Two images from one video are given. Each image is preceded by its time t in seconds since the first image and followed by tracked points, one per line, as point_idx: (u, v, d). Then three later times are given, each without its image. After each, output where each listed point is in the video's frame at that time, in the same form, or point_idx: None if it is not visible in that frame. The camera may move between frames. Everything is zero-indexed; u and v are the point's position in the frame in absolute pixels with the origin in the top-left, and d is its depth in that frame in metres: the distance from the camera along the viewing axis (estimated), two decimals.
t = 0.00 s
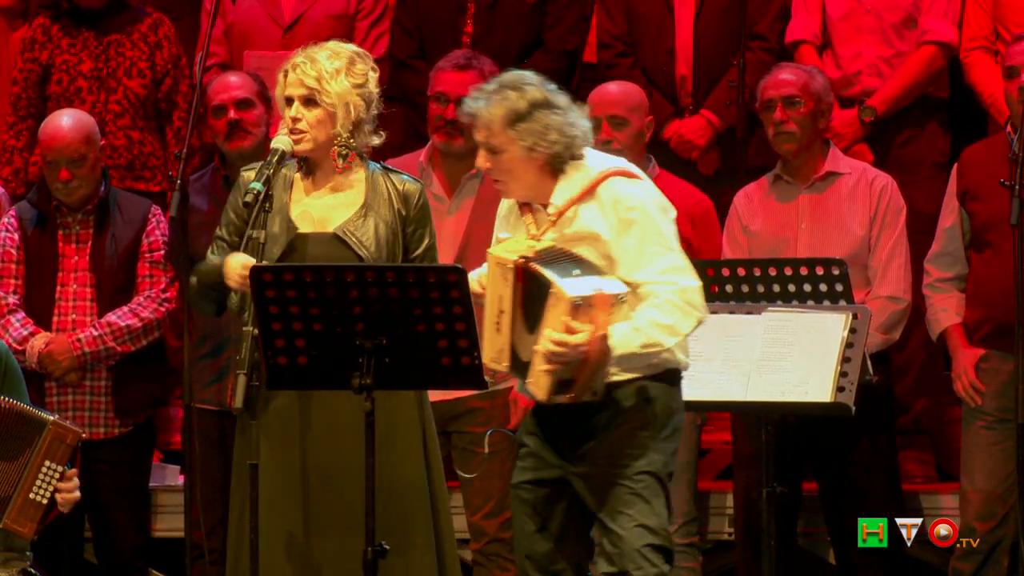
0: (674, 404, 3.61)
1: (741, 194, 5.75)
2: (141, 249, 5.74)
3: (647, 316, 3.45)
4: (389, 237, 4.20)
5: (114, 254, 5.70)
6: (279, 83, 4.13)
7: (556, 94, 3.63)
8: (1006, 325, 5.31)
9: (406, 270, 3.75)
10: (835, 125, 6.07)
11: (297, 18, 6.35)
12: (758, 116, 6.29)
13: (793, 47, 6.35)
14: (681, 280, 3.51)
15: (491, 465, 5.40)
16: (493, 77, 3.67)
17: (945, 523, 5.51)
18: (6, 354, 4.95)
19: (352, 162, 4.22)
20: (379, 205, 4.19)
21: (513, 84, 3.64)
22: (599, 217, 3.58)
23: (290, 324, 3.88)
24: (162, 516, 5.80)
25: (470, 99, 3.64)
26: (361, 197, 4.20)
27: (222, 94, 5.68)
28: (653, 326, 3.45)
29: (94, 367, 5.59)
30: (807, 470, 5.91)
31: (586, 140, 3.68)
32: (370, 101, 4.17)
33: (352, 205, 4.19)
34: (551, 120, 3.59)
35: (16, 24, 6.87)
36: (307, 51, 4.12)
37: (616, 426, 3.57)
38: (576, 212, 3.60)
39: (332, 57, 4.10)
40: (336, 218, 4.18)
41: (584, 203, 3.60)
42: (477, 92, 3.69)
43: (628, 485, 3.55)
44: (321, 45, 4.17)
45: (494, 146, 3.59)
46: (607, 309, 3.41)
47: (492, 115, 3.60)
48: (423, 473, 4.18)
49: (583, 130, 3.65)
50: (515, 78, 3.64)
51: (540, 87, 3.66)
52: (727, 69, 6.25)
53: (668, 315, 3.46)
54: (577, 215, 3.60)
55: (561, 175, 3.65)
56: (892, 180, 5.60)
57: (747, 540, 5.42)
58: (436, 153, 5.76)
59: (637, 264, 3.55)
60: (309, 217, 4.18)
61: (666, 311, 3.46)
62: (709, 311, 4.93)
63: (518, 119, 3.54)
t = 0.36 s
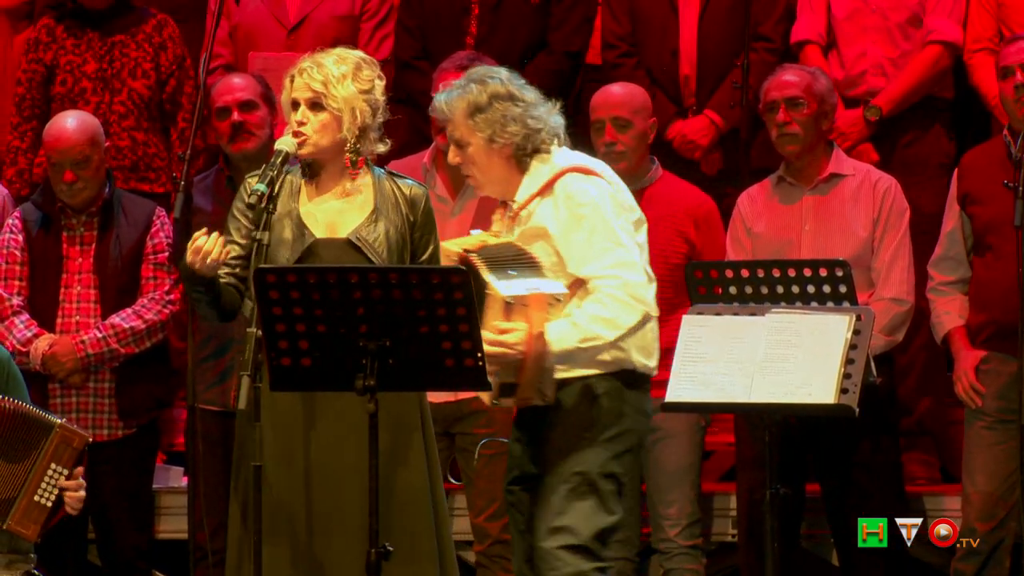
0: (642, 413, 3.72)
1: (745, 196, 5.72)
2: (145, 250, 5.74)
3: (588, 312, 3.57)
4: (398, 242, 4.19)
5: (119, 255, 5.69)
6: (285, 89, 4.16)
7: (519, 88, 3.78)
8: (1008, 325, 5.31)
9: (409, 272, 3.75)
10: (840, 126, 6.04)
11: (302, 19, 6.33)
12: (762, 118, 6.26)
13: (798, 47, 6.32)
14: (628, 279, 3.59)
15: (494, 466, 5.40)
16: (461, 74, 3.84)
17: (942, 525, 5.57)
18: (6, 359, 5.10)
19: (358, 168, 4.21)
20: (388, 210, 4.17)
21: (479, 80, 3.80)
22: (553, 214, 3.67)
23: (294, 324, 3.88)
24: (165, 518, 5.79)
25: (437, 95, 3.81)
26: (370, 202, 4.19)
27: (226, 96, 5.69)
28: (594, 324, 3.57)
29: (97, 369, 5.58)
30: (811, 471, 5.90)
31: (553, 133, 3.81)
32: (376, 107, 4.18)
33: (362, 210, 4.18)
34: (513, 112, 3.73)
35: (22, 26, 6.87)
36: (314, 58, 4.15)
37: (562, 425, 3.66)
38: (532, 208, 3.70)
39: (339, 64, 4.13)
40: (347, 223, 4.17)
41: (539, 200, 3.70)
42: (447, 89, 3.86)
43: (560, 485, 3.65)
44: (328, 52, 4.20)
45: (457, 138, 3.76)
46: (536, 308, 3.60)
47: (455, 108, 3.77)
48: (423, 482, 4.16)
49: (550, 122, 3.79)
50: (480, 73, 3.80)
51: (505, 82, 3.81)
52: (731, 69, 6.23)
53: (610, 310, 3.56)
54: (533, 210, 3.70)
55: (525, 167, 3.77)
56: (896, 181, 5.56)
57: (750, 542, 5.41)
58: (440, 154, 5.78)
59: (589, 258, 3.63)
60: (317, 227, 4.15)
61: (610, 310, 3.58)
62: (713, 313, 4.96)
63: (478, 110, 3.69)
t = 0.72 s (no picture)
0: (594, 408, 3.93)
1: (750, 197, 5.70)
2: (151, 252, 5.74)
3: (537, 294, 3.74)
4: (410, 246, 4.03)
5: (125, 257, 5.70)
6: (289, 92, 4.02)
7: (514, 73, 3.98)
8: (1009, 327, 5.31)
9: (414, 273, 3.67)
10: (846, 126, 6.01)
11: (308, 21, 6.35)
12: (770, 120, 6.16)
13: (805, 48, 6.31)
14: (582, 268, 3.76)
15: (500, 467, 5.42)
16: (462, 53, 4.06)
17: (942, 524, 5.57)
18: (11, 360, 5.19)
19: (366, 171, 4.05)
20: (398, 215, 4.01)
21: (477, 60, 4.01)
22: (520, 200, 3.86)
23: (300, 326, 3.81)
24: (172, 518, 5.80)
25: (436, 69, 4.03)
26: (380, 207, 4.03)
27: (234, 96, 5.68)
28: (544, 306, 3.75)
29: (103, 370, 5.59)
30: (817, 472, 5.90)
31: (540, 122, 4.00)
32: (382, 109, 4.04)
33: (371, 214, 4.02)
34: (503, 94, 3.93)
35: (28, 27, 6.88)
36: (318, 60, 4.02)
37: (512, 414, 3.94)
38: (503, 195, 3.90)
39: (343, 65, 3.99)
40: (358, 229, 4.02)
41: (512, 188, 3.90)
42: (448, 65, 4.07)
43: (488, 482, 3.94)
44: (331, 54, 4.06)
45: (447, 111, 3.96)
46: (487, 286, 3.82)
47: (450, 83, 3.97)
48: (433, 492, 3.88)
49: (537, 111, 3.99)
50: (479, 54, 4.01)
51: (502, 65, 4.01)
52: (738, 70, 6.20)
53: (557, 293, 3.73)
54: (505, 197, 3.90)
55: (507, 147, 3.97)
56: (901, 183, 5.54)
57: (755, 543, 5.42)
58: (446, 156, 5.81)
59: (549, 245, 3.81)
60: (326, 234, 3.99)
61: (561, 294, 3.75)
62: (720, 315, 4.99)
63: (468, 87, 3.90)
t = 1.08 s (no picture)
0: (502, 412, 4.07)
1: (758, 197, 5.70)
2: (158, 251, 5.75)
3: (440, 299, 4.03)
4: (419, 246, 3.94)
5: (132, 257, 5.69)
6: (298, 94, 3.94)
7: (473, 69, 4.15)
8: (1017, 327, 5.31)
9: (423, 272, 3.71)
10: (852, 126, 6.03)
11: (316, 20, 6.32)
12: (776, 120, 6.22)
13: (811, 49, 6.30)
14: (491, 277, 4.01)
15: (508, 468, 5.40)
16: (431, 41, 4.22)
17: (943, 525, 5.62)
18: (19, 358, 5.25)
19: (374, 172, 3.95)
20: (409, 215, 3.91)
21: (443, 50, 4.18)
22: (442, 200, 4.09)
23: (307, 326, 3.82)
24: (179, 518, 5.80)
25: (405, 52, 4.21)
26: (390, 208, 3.93)
27: (240, 96, 5.70)
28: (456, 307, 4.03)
29: (111, 370, 5.58)
30: (823, 472, 5.90)
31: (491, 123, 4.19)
32: (390, 110, 3.95)
33: (380, 215, 3.92)
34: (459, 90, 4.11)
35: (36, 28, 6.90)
36: (326, 61, 3.94)
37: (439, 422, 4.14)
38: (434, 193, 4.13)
39: (351, 64, 3.91)
40: (368, 230, 3.92)
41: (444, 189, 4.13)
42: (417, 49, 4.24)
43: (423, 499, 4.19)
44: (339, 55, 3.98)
45: (405, 94, 4.15)
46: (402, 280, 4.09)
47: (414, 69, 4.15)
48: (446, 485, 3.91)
49: (490, 112, 4.18)
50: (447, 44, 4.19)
51: (467, 58, 4.18)
52: (745, 70, 6.20)
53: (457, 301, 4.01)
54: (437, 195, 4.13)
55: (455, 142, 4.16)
56: (909, 183, 5.53)
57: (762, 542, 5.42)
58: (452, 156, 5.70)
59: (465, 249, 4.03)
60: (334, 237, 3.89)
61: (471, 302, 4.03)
62: (727, 315, 5.01)
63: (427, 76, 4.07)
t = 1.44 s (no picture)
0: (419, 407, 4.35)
1: (777, 198, 5.68)
2: (178, 253, 5.74)
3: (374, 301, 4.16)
4: (440, 246, 4.03)
5: (152, 259, 5.69)
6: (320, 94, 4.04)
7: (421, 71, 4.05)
8: None
9: (445, 275, 3.82)
10: (873, 128, 6.01)
11: (337, 22, 6.31)
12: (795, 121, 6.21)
13: (830, 50, 6.29)
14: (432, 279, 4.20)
15: (528, 469, 5.42)
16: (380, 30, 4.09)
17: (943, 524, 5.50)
18: (39, 364, 5.26)
19: (397, 174, 4.04)
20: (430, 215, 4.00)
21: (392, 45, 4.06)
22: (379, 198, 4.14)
23: (328, 328, 3.93)
24: (199, 521, 5.80)
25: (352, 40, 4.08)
26: (411, 209, 4.03)
27: (258, 99, 5.67)
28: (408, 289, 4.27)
29: (131, 371, 5.59)
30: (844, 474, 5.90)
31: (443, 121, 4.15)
32: (412, 111, 4.03)
33: (401, 217, 4.02)
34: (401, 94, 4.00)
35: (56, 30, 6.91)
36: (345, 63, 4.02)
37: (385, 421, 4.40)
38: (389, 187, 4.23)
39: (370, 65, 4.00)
40: (388, 232, 4.03)
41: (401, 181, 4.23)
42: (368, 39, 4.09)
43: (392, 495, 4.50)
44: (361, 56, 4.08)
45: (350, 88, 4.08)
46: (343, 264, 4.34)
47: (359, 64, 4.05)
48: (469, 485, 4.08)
49: (436, 111, 4.11)
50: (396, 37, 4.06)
51: (416, 55, 4.08)
52: (764, 72, 6.17)
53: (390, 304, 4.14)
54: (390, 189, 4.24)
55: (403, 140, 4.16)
56: (929, 184, 5.52)
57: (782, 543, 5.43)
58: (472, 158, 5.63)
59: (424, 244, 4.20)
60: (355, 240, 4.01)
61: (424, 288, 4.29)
62: (747, 316, 4.99)
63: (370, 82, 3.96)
